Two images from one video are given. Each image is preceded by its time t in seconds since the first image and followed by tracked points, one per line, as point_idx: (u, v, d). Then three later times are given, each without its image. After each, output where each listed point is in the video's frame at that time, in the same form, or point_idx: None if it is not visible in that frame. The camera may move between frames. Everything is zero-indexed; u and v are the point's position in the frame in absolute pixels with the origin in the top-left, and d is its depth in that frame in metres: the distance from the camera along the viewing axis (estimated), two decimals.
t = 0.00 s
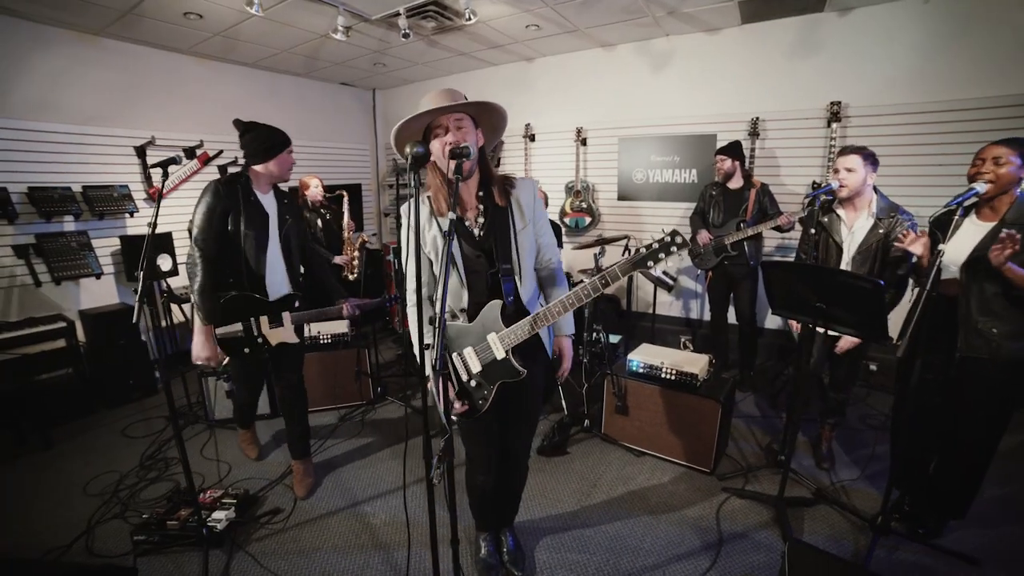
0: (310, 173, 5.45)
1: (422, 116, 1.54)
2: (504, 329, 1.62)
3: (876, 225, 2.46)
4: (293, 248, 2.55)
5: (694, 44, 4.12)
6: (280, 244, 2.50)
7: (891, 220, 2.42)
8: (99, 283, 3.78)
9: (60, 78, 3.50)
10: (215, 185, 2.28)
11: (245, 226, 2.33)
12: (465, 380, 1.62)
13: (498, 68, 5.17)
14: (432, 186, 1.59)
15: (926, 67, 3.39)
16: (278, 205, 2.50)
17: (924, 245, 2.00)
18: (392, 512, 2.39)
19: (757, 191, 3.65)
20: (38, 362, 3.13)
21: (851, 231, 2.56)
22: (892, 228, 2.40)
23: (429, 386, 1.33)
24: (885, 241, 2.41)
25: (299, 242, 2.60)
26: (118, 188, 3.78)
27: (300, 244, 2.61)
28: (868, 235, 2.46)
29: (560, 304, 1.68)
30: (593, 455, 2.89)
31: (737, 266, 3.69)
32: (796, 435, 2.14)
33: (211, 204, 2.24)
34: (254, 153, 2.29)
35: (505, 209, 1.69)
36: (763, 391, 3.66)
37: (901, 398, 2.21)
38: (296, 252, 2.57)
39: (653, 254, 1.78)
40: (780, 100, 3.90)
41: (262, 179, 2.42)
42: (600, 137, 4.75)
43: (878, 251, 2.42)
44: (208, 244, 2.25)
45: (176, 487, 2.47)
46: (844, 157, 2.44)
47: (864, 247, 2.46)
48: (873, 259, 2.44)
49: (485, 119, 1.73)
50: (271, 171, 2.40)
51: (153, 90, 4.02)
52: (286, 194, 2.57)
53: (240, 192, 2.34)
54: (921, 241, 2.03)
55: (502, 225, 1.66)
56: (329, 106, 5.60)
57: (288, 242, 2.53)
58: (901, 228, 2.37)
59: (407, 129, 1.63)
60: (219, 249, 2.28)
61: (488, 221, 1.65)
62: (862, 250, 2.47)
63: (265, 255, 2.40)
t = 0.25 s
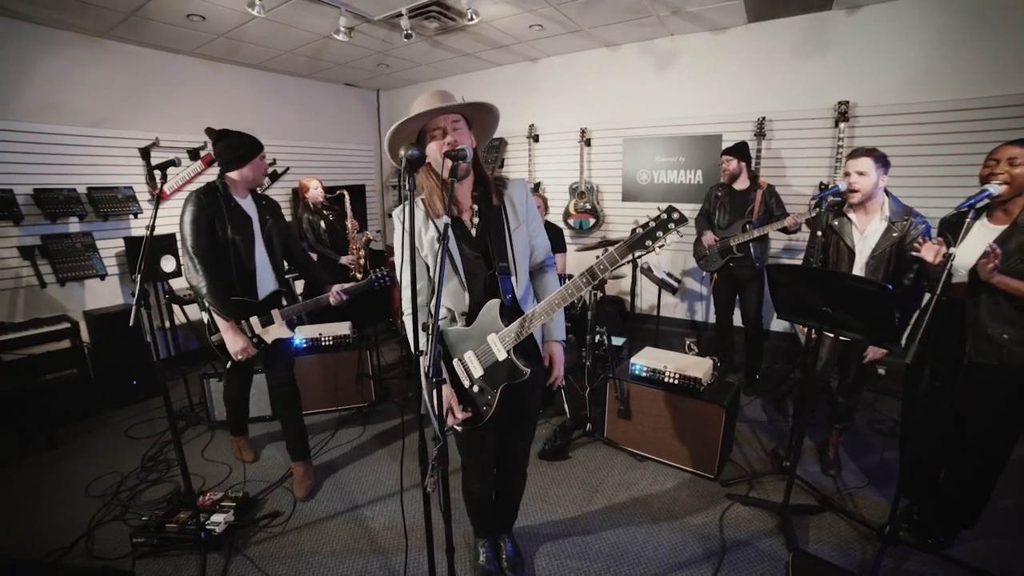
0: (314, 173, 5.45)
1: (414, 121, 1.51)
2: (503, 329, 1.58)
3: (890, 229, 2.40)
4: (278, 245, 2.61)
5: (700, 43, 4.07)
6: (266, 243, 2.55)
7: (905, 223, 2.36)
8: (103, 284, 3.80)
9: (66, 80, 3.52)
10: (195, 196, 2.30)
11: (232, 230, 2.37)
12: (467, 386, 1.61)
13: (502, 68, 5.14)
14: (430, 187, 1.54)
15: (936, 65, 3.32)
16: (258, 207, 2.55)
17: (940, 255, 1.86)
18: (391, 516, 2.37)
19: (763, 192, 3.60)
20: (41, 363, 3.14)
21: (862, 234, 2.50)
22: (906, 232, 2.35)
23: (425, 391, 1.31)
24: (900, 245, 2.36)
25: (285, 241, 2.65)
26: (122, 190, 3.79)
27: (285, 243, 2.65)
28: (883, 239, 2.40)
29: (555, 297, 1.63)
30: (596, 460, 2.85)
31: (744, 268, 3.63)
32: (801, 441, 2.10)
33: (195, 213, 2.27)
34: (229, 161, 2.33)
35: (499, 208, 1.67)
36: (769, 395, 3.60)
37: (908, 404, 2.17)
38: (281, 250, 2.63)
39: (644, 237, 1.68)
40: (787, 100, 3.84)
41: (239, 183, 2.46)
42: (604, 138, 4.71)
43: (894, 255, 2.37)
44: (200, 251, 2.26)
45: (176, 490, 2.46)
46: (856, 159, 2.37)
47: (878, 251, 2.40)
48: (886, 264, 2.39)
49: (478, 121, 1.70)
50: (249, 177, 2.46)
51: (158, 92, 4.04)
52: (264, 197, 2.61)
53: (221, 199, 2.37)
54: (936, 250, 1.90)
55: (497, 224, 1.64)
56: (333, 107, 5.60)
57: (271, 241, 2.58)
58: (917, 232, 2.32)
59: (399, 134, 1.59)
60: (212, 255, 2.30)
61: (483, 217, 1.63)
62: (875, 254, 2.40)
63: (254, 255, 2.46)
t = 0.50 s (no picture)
0: (319, 173, 5.46)
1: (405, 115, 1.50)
2: (507, 336, 1.58)
3: (903, 234, 2.34)
4: (263, 242, 2.72)
5: (706, 42, 4.03)
6: (253, 240, 2.66)
7: (918, 228, 2.30)
8: (108, 284, 3.82)
9: (72, 81, 3.54)
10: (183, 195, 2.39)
11: (218, 229, 2.46)
12: (469, 391, 1.57)
13: (507, 67, 5.12)
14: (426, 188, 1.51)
15: (948, 63, 3.25)
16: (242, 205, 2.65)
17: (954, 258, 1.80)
18: (391, 518, 2.36)
19: (770, 192, 3.55)
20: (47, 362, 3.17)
21: (875, 239, 2.45)
22: (921, 238, 2.28)
23: (419, 395, 1.28)
24: (913, 251, 2.29)
25: (269, 239, 2.76)
26: (127, 190, 3.81)
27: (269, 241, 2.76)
28: (896, 242, 2.34)
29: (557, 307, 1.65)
30: (598, 463, 2.82)
31: (750, 269, 3.57)
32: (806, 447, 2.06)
33: (183, 212, 2.36)
34: (212, 159, 2.45)
35: (499, 213, 1.65)
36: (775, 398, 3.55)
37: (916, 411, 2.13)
38: (269, 247, 2.75)
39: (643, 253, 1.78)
40: (795, 99, 3.78)
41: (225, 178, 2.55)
42: (609, 138, 4.68)
43: (906, 260, 2.31)
44: (188, 252, 2.36)
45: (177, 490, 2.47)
46: (875, 161, 2.32)
47: (891, 256, 2.34)
48: (899, 268, 2.32)
49: (473, 116, 1.66)
50: (233, 175, 2.56)
51: (163, 92, 4.05)
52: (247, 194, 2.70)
53: (208, 199, 2.46)
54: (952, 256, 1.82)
55: (497, 229, 1.63)
56: (338, 107, 5.60)
57: (257, 237, 2.70)
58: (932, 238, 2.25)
59: (394, 132, 1.57)
60: (197, 255, 2.40)
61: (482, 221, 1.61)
62: (888, 259, 2.35)
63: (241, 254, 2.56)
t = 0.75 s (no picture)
0: (321, 174, 5.47)
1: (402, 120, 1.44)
2: (510, 339, 1.57)
3: (911, 240, 2.29)
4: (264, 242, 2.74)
5: (710, 41, 3.99)
6: (255, 241, 2.68)
7: (926, 235, 2.25)
8: (111, 284, 3.84)
9: (74, 83, 3.56)
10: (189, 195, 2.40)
11: (222, 229, 2.46)
12: (471, 397, 1.56)
13: (510, 67, 5.09)
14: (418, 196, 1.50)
15: (956, 62, 3.20)
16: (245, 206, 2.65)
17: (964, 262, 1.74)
18: (389, 522, 2.35)
19: (775, 194, 3.50)
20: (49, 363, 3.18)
21: (882, 244, 2.40)
22: (928, 245, 2.23)
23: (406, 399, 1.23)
24: (920, 257, 2.25)
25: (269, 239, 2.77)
26: (130, 191, 3.82)
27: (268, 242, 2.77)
28: (904, 249, 2.30)
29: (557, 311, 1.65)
30: (598, 467, 2.79)
31: (754, 271, 3.53)
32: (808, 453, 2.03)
33: (188, 212, 2.36)
34: (217, 161, 2.45)
35: (493, 219, 1.63)
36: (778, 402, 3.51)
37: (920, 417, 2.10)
38: (270, 247, 2.78)
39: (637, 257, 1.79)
40: (800, 99, 3.74)
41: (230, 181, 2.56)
42: (612, 138, 4.64)
43: (913, 267, 2.27)
44: (191, 252, 2.37)
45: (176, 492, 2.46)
46: (893, 164, 2.26)
47: (897, 261, 2.30)
48: (906, 276, 2.29)
49: (467, 126, 1.66)
50: (239, 176, 2.57)
51: (165, 94, 4.06)
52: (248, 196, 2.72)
53: (214, 199, 2.47)
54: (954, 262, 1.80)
55: (492, 234, 1.62)
56: (340, 107, 5.60)
57: (259, 236, 2.71)
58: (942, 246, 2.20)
59: (387, 137, 1.52)
60: (202, 255, 2.39)
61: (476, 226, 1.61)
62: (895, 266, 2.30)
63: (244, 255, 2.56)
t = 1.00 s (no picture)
0: (321, 174, 5.46)
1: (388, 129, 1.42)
2: (507, 340, 1.55)
3: (903, 245, 2.28)
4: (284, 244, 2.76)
5: (711, 41, 3.96)
6: (275, 243, 2.70)
7: (918, 239, 2.24)
8: (109, 286, 3.83)
9: (73, 83, 3.55)
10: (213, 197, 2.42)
11: (244, 231, 2.48)
12: (473, 402, 1.53)
13: (510, 68, 5.07)
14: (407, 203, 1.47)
15: (960, 62, 3.16)
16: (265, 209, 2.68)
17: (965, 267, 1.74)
18: (385, 526, 2.33)
19: (777, 195, 3.47)
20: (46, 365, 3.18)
21: (875, 247, 2.39)
22: (920, 249, 2.23)
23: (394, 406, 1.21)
24: (911, 261, 2.25)
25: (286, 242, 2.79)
26: (129, 193, 3.81)
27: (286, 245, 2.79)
28: (896, 253, 2.29)
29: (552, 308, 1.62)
30: (596, 471, 2.77)
31: (756, 273, 3.49)
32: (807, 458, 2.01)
33: (212, 213, 2.37)
34: (238, 165, 2.47)
35: (485, 221, 1.62)
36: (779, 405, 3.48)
37: (918, 424, 2.07)
38: (288, 249, 2.80)
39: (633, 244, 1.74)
40: (802, 99, 3.70)
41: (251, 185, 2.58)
42: (613, 139, 4.62)
43: (904, 270, 2.27)
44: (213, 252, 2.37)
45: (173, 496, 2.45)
46: (888, 168, 2.22)
47: (888, 265, 2.29)
48: (896, 280, 2.29)
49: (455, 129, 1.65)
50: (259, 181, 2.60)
51: (165, 94, 4.06)
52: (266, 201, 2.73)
53: (236, 201, 2.49)
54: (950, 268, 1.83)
55: (485, 235, 1.60)
56: (340, 107, 5.59)
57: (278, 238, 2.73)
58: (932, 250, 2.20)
59: (376, 146, 1.51)
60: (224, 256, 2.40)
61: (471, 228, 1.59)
62: (886, 270, 2.30)
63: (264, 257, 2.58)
